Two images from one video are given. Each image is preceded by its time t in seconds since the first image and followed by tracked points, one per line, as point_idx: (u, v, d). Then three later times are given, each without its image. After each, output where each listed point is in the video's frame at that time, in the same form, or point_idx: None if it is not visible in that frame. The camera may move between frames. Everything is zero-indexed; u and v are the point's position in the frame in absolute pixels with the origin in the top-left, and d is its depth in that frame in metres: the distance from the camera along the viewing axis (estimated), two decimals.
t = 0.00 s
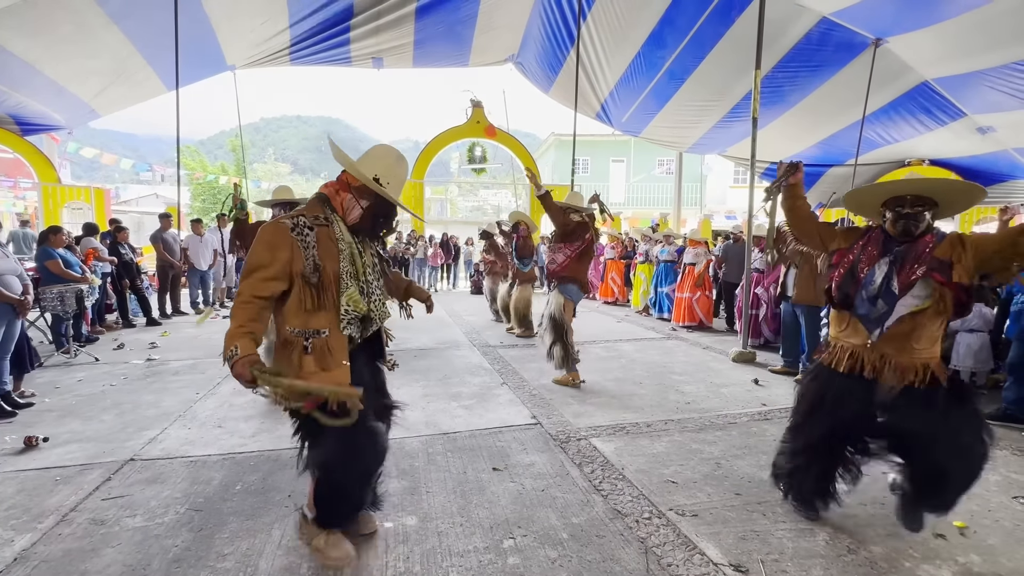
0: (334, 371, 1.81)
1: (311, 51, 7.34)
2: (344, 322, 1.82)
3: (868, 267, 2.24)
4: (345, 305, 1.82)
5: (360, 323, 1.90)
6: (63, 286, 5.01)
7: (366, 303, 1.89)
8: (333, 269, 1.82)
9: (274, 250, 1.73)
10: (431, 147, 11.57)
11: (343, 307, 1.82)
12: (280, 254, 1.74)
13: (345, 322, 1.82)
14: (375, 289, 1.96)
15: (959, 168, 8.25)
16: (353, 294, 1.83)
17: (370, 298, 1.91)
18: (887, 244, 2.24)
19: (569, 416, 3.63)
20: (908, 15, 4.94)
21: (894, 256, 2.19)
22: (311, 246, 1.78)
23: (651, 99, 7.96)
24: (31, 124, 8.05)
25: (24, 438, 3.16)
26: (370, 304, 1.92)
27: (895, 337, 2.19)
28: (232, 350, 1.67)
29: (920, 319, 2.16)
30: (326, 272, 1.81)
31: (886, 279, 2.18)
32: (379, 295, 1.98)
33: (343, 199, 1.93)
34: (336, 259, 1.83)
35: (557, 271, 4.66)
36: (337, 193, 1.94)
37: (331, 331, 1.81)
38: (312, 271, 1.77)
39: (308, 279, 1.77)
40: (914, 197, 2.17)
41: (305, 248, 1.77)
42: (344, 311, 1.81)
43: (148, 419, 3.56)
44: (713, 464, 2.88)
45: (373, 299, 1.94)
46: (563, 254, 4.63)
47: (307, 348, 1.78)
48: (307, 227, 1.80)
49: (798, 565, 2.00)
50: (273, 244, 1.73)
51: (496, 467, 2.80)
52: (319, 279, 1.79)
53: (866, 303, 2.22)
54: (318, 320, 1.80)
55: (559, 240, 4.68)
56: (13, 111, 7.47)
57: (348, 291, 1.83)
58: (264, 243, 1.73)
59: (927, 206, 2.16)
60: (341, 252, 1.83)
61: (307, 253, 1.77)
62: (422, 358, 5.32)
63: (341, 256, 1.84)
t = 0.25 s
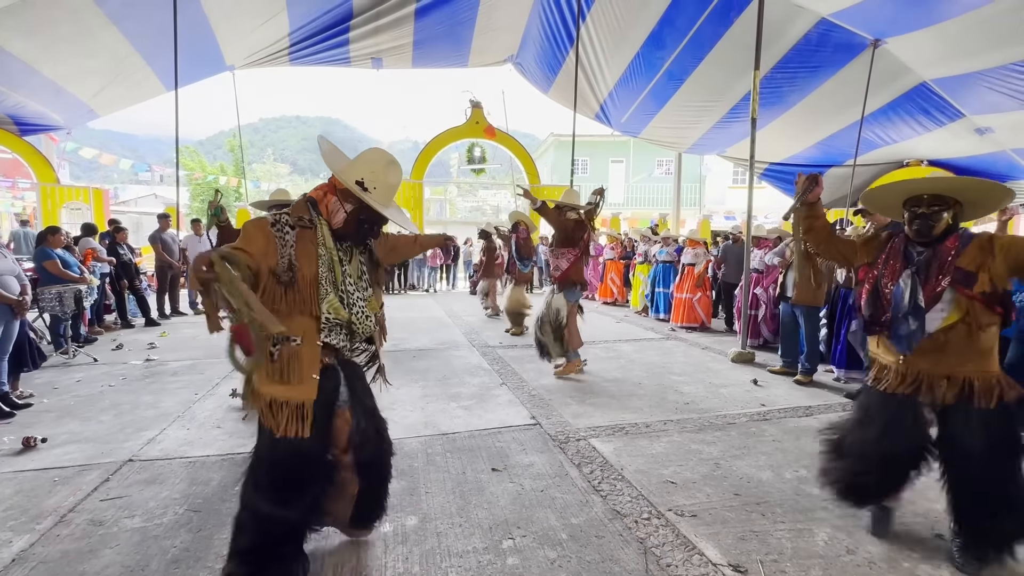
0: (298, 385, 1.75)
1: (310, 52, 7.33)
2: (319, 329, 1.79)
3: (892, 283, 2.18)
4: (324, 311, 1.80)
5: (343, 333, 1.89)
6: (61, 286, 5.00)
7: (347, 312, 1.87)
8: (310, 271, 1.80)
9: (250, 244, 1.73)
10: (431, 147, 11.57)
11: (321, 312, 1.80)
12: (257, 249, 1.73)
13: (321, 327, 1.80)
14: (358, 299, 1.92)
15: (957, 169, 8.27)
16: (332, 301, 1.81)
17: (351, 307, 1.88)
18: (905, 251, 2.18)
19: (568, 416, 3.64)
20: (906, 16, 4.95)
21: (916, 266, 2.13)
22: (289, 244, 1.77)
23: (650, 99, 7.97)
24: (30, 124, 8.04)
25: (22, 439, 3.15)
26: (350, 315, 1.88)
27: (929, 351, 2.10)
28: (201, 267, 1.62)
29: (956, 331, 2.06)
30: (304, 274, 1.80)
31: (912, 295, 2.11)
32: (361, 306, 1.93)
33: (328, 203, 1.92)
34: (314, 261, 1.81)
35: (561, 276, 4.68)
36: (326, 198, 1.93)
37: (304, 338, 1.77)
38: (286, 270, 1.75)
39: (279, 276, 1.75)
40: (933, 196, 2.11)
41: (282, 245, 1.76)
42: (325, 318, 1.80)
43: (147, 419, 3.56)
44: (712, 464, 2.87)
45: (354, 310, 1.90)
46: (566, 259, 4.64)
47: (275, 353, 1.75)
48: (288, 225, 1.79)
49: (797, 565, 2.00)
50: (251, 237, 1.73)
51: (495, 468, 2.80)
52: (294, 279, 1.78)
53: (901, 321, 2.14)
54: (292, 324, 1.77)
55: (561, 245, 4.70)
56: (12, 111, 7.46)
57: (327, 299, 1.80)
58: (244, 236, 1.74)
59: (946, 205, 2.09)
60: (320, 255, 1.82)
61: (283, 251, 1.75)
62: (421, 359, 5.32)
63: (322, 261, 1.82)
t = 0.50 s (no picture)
0: (261, 368, 1.69)
1: (309, 52, 7.33)
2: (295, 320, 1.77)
3: (890, 273, 2.25)
4: (318, 305, 1.82)
5: (348, 328, 1.89)
6: (60, 286, 5.01)
7: (343, 308, 1.88)
8: (305, 262, 1.79)
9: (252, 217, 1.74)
10: (431, 146, 11.59)
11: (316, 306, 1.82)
12: (254, 224, 1.73)
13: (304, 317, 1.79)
14: (362, 294, 1.93)
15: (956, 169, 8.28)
16: (328, 298, 1.83)
17: (351, 304, 1.89)
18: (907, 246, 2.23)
19: (567, 416, 3.64)
20: (905, 16, 4.95)
21: (914, 258, 2.18)
22: (286, 232, 1.77)
23: (649, 99, 7.97)
24: (28, 124, 8.03)
25: (21, 440, 3.14)
26: (353, 311, 1.89)
27: (930, 340, 2.13)
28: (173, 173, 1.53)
29: (957, 320, 2.07)
30: (297, 261, 1.78)
31: (910, 285, 2.17)
32: (367, 302, 1.94)
33: (327, 196, 1.92)
34: (311, 252, 1.81)
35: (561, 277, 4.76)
36: (323, 191, 1.93)
37: (276, 327, 1.72)
38: (275, 252, 1.73)
39: (267, 255, 1.73)
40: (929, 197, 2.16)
41: (280, 227, 1.76)
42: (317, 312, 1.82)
43: (146, 420, 3.56)
44: (711, 465, 2.87)
45: (358, 306, 1.90)
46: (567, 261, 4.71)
47: (241, 332, 1.71)
48: (291, 212, 1.79)
49: (796, 565, 2.00)
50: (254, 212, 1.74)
51: (495, 468, 2.80)
52: (285, 266, 1.76)
53: (900, 312, 2.22)
54: (267, 309, 1.72)
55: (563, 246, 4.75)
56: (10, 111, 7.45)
57: (321, 293, 1.82)
58: (246, 212, 1.74)
59: (943, 205, 2.13)
60: (318, 248, 1.82)
61: (279, 233, 1.75)
62: (420, 359, 5.32)
63: (322, 255, 1.82)
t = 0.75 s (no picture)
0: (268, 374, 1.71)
1: (308, 52, 7.33)
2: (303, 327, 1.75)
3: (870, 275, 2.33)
4: (333, 305, 1.78)
5: (364, 328, 1.85)
6: (59, 287, 5.00)
7: (357, 305, 1.83)
8: (313, 265, 1.77)
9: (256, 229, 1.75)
10: (431, 147, 11.59)
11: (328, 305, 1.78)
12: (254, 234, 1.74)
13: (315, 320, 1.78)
14: (375, 291, 1.90)
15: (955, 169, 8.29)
16: (341, 296, 1.79)
17: (364, 301, 1.85)
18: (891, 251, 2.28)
19: (567, 416, 3.64)
20: (904, 17, 4.95)
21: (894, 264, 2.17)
22: (291, 235, 1.76)
23: (649, 100, 7.97)
24: (26, 124, 8.02)
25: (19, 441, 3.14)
26: (366, 308, 1.85)
27: (884, 347, 2.18)
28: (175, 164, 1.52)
29: (911, 332, 2.09)
30: (304, 266, 1.76)
31: (881, 291, 2.19)
32: (380, 298, 1.91)
33: (330, 195, 1.91)
34: (319, 255, 1.79)
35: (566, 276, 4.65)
36: (326, 191, 1.91)
37: (284, 333, 1.73)
38: (280, 260, 1.73)
39: (274, 262, 1.73)
40: (912, 195, 2.19)
41: (284, 235, 1.76)
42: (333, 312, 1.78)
43: (145, 420, 3.55)
44: (710, 465, 2.88)
45: (371, 303, 1.87)
46: (569, 257, 4.61)
47: (252, 339, 1.74)
48: (297, 218, 1.79)
49: (794, 565, 2.00)
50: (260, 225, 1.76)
51: (494, 468, 2.80)
52: (291, 272, 1.74)
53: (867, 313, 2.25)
54: (277, 316, 1.73)
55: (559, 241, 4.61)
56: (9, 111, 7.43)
57: (337, 292, 1.78)
58: (253, 223, 1.76)
59: (923, 204, 2.15)
60: (328, 248, 1.80)
61: (283, 240, 1.74)
62: (420, 359, 5.32)
63: (331, 257, 1.81)
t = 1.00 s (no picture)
0: (287, 355, 1.75)
1: (308, 52, 7.32)
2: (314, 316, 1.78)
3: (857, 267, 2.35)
4: (330, 298, 1.82)
5: (362, 323, 1.89)
6: (58, 287, 5.00)
7: (355, 299, 1.87)
8: (313, 257, 1.80)
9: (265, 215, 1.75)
10: (431, 147, 11.61)
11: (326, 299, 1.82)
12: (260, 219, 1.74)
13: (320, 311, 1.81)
14: (375, 283, 1.93)
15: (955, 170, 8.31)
16: (339, 289, 1.83)
17: (364, 294, 1.89)
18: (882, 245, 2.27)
19: (567, 416, 3.64)
20: (904, 17, 4.96)
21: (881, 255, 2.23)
22: (295, 220, 1.77)
23: (648, 100, 7.98)
24: (25, 124, 8.01)
25: (19, 441, 3.14)
26: (365, 301, 1.89)
27: (869, 338, 2.19)
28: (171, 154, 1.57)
29: (893, 322, 2.10)
30: (305, 256, 1.78)
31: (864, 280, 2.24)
32: (380, 291, 1.94)
33: (325, 185, 1.92)
34: (319, 246, 1.82)
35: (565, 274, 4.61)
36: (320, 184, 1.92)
37: (298, 314, 1.77)
38: (279, 244, 1.73)
39: (274, 248, 1.74)
40: (901, 192, 2.22)
41: (288, 220, 1.76)
42: (331, 306, 1.83)
43: (145, 420, 3.55)
44: (710, 465, 2.88)
45: (371, 296, 1.91)
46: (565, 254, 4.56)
47: (269, 321, 1.79)
48: (299, 208, 1.80)
49: (794, 565, 2.00)
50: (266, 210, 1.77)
51: (494, 468, 2.80)
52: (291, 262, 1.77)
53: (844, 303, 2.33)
54: (289, 299, 1.77)
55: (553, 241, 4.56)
56: (7, 111, 7.42)
57: (334, 286, 1.83)
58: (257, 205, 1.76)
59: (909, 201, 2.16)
60: (327, 241, 1.83)
61: (285, 227, 1.75)
62: (420, 360, 5.31)
63: (332, 250, 1.84)
